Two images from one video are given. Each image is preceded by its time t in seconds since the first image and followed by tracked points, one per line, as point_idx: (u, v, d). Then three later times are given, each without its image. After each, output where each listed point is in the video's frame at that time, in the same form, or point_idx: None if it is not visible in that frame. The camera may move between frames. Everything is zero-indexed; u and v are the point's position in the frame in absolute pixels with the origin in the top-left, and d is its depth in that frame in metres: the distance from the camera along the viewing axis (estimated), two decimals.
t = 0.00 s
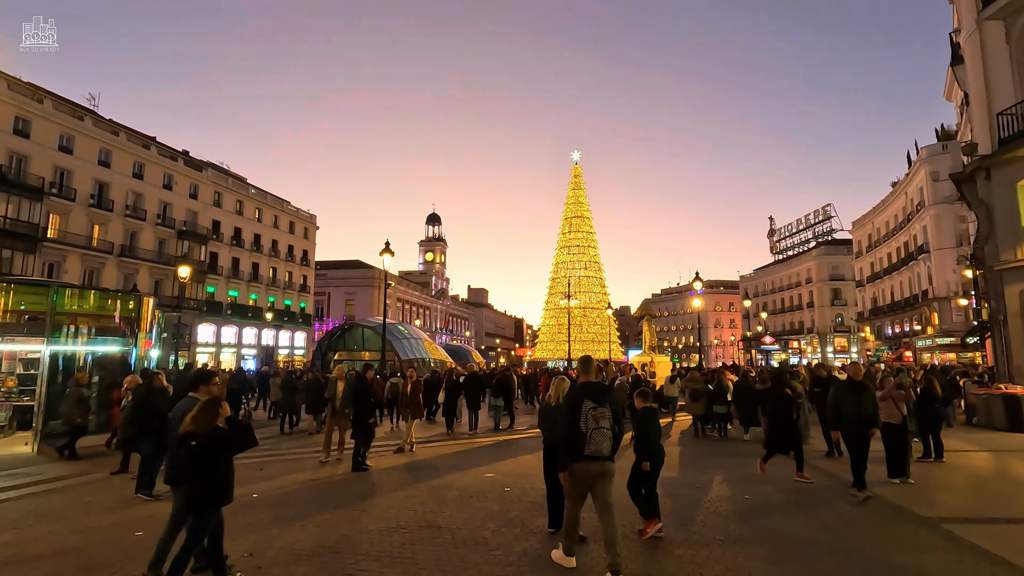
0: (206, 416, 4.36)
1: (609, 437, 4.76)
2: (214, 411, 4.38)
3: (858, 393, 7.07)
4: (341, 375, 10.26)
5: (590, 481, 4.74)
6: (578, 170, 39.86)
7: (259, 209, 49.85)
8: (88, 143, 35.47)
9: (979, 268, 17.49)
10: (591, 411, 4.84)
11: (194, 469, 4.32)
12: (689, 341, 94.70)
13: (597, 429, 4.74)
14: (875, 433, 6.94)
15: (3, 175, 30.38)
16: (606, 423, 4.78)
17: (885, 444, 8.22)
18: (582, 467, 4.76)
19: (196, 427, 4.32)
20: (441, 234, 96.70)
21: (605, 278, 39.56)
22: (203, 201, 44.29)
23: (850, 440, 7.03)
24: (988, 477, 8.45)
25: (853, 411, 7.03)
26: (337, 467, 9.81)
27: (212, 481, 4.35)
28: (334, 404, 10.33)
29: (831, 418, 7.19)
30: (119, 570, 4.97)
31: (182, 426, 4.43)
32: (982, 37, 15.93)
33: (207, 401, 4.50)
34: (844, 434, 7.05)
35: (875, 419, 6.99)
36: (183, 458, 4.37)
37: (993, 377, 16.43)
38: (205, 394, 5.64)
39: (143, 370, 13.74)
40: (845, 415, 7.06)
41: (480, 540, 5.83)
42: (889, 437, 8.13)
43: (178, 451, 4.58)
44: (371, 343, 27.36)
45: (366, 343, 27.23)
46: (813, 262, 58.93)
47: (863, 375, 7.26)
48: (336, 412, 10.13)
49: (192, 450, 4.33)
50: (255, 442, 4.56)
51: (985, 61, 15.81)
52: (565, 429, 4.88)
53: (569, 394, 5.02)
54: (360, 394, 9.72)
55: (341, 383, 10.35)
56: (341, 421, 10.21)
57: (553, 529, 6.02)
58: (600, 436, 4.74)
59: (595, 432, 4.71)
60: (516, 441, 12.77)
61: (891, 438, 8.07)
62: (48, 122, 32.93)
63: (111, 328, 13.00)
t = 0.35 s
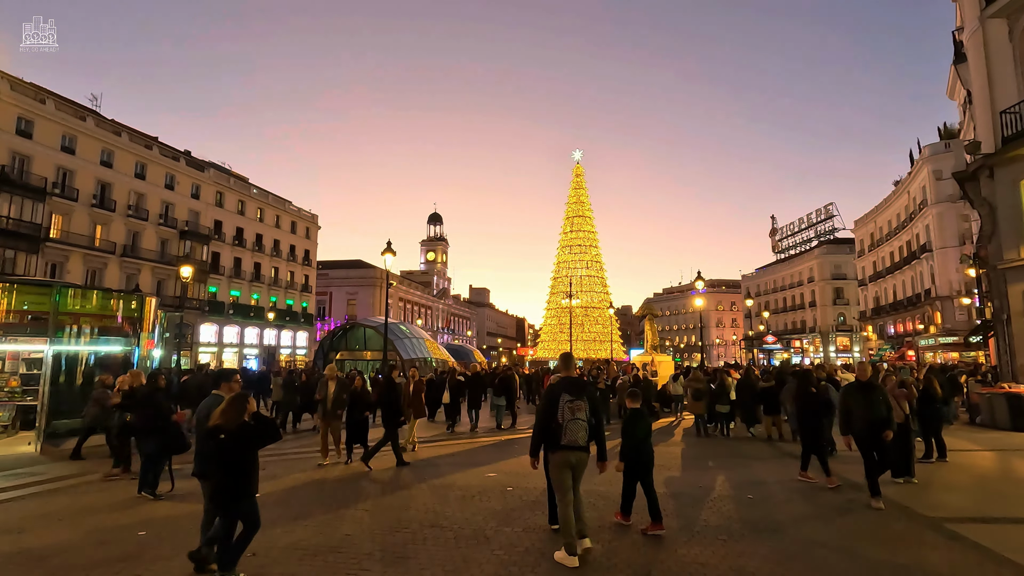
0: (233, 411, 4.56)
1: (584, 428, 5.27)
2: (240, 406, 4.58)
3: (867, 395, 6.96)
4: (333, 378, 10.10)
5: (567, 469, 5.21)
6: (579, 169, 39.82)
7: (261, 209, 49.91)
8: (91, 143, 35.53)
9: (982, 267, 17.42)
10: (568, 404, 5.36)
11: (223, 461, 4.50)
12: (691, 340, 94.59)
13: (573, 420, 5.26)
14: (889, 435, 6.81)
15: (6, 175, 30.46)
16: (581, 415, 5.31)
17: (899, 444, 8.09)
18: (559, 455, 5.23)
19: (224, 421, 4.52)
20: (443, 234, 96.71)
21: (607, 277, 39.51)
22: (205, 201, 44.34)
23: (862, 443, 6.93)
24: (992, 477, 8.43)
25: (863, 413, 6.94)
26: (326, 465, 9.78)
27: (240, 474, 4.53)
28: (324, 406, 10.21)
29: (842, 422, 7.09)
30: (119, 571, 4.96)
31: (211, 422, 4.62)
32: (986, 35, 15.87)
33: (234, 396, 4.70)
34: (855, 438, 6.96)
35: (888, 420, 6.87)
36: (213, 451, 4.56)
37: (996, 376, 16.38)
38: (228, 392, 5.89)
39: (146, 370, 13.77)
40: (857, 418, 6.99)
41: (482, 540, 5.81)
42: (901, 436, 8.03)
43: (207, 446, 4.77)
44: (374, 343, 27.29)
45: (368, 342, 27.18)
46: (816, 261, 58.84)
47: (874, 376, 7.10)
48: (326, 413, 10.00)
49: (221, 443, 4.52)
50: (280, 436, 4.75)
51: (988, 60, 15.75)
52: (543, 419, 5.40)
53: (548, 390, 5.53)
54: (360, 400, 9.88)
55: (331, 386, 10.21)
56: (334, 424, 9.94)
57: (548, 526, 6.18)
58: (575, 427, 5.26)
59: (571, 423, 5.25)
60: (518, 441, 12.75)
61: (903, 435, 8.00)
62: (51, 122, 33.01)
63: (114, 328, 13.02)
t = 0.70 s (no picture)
0: (258, 412, 4.81)
1: (565, 427, 5.59)
2: (264, 408, 4.83)
3: (878, 397, 6.57)
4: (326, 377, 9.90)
5: (551, 465, 5.50)
6: (580, 169, 39.81)
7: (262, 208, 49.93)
8: (92, 143, 35.57)
9: (985, 266, 17.33)
10: (552, 403, 5.65)
11: (246, 460, 4.76)
12: (693, 340, 94.53)
13: (555, 419, 5.58)
14: (903, 437, 6.39)
15: (8, 176, 30.52)
16: (564, 414, 5.61)
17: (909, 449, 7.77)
18: (543, 451, 5.55)
19: (249, 421, 4.77)
20: (444, 234, 96.74)
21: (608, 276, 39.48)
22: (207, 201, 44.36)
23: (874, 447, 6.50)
24: (996, 477, 8.39)
25: (873, 415, 6.55)
26: (320, 471, 9.38)
27: (261, 472, 4.80)
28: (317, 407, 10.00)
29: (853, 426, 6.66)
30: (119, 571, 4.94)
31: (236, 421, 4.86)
32: (989, 32, 15.79)
33: (258, 398, 4.96)
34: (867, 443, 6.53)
35: (901, 423, 6.46)
36: (236, 450, 4.79)
37: (999, 376, 16.34)
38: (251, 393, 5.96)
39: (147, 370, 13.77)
40: (867, 420, 6.60)
41: (482, 540, 5.78)
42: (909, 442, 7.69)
43: (230, 445, 5.02)
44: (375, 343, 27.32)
45: (369, 342, 27.21)
46: (817, 260, 58.74)
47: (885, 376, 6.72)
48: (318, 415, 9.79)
49: (245, 442, 4.77)
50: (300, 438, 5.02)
51: (991, 58, 15.66)
52: (528, 417, 5.71)
53: (534, 390, 5.83)
54: (357, 403, 9.87)
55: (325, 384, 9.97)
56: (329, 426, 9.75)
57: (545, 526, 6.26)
58: (557, 425, 5.57)
59: (553, 421, 5.56)
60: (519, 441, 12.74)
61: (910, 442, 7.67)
62: (52, 122, 33.04)
63: (115, 328, 13.00)
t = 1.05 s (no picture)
0: (286, 409, 4.81)
1: (554, 420, 5.88)
2: (292, 405, 4.83)
3: (893, 398, 6.39)
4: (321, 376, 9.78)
5: (539, 458, 5.84)
6: (581, 168, 39.76)
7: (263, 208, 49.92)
8: (93, 144, 35.58)
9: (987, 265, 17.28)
10: (540, 398, 5.95)
11: (275, 457, 4.77)
12: (694, 339, 94.43)
13: (545, 413, 5.87)
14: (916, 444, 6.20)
15: (10, 176, 30.53)
16: (552, 408, 5.90)
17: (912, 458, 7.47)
18: (533, 446, 5.84)
19: (278, 418, 4.78)
20: (445, 234, 96.73)
21: (609, 275, 39.42)
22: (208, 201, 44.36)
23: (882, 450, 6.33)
24: (998, 476, 8.37)
25: (884, 417, 6.36)
26: (316, 472, 9.29)
27: (291, 467, 4.81)
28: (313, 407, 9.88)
29: (861, 426, 6.48)
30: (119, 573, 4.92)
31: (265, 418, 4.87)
32: (991, 31, 15.74)
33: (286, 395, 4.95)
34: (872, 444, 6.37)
35: (914, 428, 6.27)
36: (264, 447, 4.80)
37: (1001, 375, 16.29)
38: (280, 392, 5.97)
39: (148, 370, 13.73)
40: (879, 420, 6.40)
41: (483, 541, 5.76)
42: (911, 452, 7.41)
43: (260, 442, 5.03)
44: (376, 343, 27.32)
45: (370, 342, 27.22)
46: (818, 259, 58.69)
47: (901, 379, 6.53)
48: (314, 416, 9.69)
49: (274, 439, 4.79)
50: (327, 434, 5.02)
51: (993, 56, 15.61)
52: (518, 413, 5.97)
53: (522, 387, 6.09)
54: (354, 403, 9.80)
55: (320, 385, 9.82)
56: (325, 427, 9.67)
57: (546, 524, 6.31)
58: (546, 419, 5.87)
59: (542, 415, 5.86)
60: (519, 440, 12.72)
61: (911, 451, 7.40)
62: (53, 122, 33.05)
63: (115, 328, 12.93)
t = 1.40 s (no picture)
0: (307, 406, 4.97)
1: (531, 420, 6.32)
2: (313, 403, 4.98)
3: (898, 401, 6.02)
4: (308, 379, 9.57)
5: (517, 453, 6.26)
6: (582, 167, 39.75)
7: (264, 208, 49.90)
8: (94, 143, 35.61)
9: (988, 264, 17.23)
10: (518, 400, 6.35)
11: (296, 451, 4.93)
12: (695, 339, 94.39)
13: (522, 413, 6.29)
14: (923, 450, 5.82)
15: (11, 176, 30.56)
16: (530, 409, 6.32)
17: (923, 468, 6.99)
18: (511, 443, 6.26)
19: (299, 415, 4.94)
20: (446, 233, 96.73)
21: (609, 275, 39.40)
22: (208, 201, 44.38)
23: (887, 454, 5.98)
24: (1001, 476, 8.33)
25: (889, 421, 6.01)
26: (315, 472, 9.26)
27: (311, 461, 4.97)
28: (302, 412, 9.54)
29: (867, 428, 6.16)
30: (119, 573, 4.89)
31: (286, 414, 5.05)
32: (993, 29, 15.69)
33: (307, 392, 5.12)
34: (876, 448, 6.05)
35: (923, 433, 5.90)
36: (286, 442, 4.95)
37: (1003, 375, 16.28)
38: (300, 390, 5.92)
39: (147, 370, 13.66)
40: (883, 425, 6.05)
41: (482, 540, 5.73)
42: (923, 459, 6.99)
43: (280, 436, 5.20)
44: (376, 342, 27.30)
45: (371, 341, 27.24)
46: (819, 258, 58.62)
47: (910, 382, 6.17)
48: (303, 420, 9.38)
49: (295, 435, 4.95)
50: (345, 432, 5.17)
51: (995, 55, 15.57)
52: (498, 413, 6.40)
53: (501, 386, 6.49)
54: (347, 405, 9.67)
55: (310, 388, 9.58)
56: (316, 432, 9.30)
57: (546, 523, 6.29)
58: (524, 419, 6.29)
59: (520, 417, 6.29)
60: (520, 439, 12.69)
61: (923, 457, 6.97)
62: (54, 122, 33.04)
63: (115, 327, 12.87)
